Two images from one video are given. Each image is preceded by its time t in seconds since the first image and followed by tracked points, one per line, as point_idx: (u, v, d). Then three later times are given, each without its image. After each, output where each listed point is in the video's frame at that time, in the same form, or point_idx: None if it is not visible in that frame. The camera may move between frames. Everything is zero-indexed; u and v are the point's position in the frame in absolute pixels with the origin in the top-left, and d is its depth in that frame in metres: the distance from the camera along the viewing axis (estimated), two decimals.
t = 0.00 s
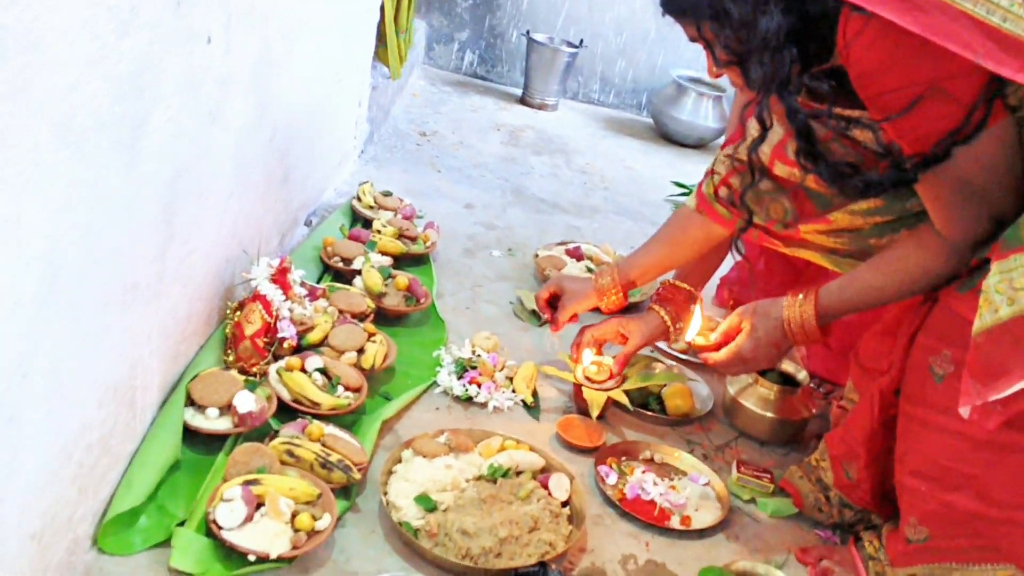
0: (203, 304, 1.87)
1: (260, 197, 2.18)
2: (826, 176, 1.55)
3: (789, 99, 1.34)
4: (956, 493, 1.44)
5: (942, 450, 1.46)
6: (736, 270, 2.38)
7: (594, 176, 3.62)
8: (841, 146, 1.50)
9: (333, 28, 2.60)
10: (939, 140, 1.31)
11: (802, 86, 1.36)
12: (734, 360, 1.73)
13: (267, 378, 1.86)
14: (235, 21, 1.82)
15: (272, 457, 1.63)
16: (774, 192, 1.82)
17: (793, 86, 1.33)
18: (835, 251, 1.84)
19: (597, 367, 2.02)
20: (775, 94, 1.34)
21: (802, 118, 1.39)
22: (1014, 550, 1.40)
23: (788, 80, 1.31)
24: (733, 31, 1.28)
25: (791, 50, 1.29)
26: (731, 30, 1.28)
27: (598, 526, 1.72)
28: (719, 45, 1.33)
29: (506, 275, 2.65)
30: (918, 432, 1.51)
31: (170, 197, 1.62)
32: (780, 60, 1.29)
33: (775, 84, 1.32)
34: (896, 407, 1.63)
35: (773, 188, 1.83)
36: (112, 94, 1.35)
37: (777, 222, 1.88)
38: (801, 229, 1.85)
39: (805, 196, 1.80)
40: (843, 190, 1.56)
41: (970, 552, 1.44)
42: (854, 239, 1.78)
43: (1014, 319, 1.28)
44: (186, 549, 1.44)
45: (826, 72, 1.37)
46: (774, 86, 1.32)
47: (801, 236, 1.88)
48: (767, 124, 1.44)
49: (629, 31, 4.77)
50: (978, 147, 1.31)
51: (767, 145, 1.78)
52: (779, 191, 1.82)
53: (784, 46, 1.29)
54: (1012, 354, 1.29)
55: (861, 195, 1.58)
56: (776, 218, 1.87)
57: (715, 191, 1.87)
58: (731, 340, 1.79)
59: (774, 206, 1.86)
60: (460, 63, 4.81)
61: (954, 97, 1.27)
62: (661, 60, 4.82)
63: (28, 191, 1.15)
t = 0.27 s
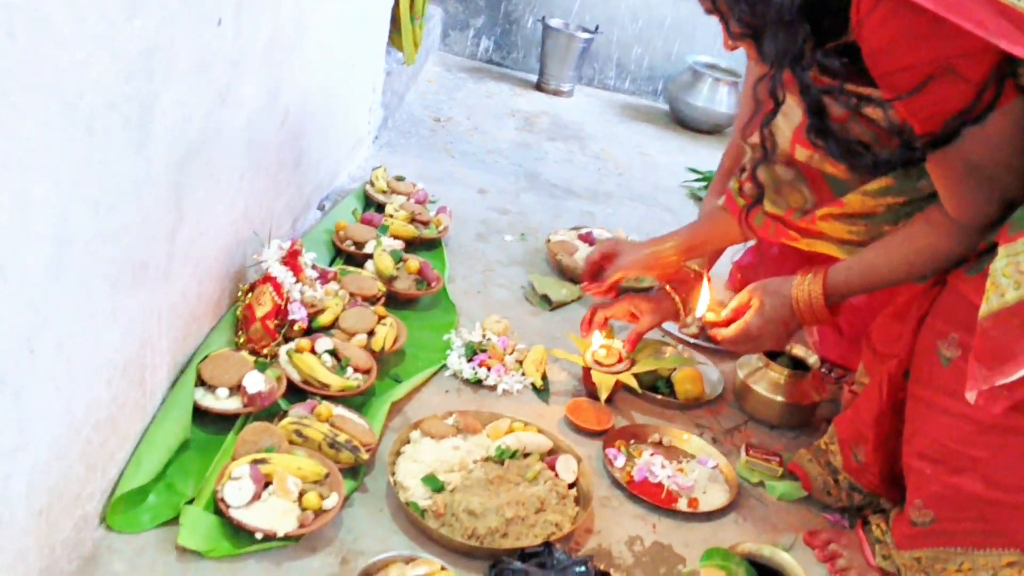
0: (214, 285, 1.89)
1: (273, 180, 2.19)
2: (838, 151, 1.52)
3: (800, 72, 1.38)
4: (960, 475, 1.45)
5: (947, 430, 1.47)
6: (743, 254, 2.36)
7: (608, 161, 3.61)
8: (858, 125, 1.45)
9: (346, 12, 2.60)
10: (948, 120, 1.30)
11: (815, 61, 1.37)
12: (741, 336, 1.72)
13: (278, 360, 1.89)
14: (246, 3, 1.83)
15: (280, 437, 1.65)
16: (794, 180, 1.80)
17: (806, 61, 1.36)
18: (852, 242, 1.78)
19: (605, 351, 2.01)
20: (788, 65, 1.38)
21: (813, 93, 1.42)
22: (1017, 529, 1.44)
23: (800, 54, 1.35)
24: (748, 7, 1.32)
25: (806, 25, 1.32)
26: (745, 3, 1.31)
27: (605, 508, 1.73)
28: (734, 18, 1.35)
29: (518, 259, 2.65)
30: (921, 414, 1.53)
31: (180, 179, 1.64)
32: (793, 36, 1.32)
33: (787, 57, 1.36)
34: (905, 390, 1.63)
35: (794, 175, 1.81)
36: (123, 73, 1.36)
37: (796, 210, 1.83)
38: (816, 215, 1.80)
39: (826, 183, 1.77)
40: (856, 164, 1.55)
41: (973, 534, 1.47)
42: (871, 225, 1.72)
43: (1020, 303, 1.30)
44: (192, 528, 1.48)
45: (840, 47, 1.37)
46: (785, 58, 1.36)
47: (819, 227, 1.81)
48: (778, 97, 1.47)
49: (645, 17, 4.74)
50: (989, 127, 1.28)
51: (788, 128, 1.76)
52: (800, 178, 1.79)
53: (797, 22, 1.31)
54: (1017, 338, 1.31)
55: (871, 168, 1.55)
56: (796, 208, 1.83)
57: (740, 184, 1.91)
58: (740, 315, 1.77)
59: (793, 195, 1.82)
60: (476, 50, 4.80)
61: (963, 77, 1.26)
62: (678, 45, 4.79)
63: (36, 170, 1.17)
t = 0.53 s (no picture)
0: (203, 280, 1.88)
1: (265, 173, 2.17)
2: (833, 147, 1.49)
3: (805, 63, 1.29)
4: (953, 477, 1.43)
5: (941, 434, 1.44)
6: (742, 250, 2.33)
7: (609, 154, 3.58)
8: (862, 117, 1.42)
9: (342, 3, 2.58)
10: (946, 117, 1.24)
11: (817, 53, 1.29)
12: (737, 327, 1.67)
13: (267, 356, 1.87)
14: None
15: (267, 434, 1.63)
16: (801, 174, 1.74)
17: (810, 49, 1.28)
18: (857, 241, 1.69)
19: (599, 347, 1.99)
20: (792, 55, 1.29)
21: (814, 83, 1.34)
22: (1006, 533, 1.42)
23: (803, 45, 1.27)
24: None
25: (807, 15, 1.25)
26: None
27: (594, 507, 1.71)
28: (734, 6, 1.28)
29: (514, 254, 2.63)
30: (918, 414, 1.50)
31: (165, 174, 1.62)
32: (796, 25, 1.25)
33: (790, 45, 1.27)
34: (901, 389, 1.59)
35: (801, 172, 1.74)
36: (103, 68, 1.34)
37: (802, 205, 1.76)
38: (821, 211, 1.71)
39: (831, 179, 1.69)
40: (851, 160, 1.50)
41: (965, 538, 1.45)
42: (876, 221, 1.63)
43: (1013, 305, 1.27)
44: (175, 527, 1.48)
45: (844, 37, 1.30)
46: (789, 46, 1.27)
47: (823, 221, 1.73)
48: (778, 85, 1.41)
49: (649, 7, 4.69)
50: (987, 125, 1.24)
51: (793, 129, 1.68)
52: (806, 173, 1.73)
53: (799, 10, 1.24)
54: (1012, 341, 1.28)
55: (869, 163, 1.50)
56: (802, 202, 1.76)
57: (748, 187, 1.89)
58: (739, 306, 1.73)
59: (800, 188, 1.75)
60: (478, 40, 4.77)
61: (963, 74, 1.20)
62: (682, 36, 4.74)
63: (12, 167, 1.15)
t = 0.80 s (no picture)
0: (178, 273, 1.87)
1: (243, 164, 2.15)
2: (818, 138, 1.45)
3: (788, 53, 1.27)
4: (930, 471, 1.42)
5: (918, 429, 1.42)
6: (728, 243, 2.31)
7: (597, 146, 3.56)
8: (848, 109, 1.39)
9: None
10: (927, 107, 1.20)
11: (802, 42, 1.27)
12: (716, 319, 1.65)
13: (243, 349, 1.85)
14: None
15: (239, 428, 1.62)
16: (785, 168, 1.70)
17: (794, 38, 1.25)
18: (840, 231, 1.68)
19: (581, 341, 1.95)
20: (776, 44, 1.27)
21: (797, 72, 1.32)
22: (983, 529, 1.41)
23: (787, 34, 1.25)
24: None
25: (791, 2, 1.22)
26: None
27: (571, 502, 1.70)
28: None
29: (498, 246, 2.62)
30: (898, 408, 1.48)
31: (136, 166, 1.61)
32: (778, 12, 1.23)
33: (775, 34, 1.26)
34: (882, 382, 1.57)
35: (786, 164, 1.72)
36: (67, 58, 1.32)
37: (784, 194, 1.73)
38: (803, 201, 1.69)
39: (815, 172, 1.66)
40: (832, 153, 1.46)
41: (940, 532, 1.44)
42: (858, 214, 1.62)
43: (992, 300, 1.28)
44: (146, 522, 1.47)
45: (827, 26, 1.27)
46: (774, 35, 1.26)
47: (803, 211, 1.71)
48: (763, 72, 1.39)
49: None
50: (969, 117, 1.19)
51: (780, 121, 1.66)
52: (791, 165, 1.70)
53: None
54: (991, 335, 1.28)
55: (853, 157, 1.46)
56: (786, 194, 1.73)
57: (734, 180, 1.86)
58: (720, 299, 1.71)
59: (782, 179, 1.73)
60: (468, 31, 4.74)
61: (946, 63, 1.15)
62: (673, 27, 4.71)
63: None
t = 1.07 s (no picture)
0: (141, 272, 1.84)
1: (210, 161, 2.12)
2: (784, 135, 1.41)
3: (755, 45, 1.28)
4: (890, 471, 1.42)
5: (881, 430, 1.42)
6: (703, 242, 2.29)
7: (576, 142, 3.55)
8: (817, 105, 1.34)
9: None
10: (891, 104, 1.19)
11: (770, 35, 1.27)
12: (682, 314, 1.64)
13: (207, 350, 1.83)
14: None
15: (200, 431, 1.61)
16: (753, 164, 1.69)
17: (761, 32, 1.26)
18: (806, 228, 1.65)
19: (554, 339, 1.94)
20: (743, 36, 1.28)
21: (763, 66, 1.31)
22: (941, 530, 1.41)
23: (756, 25, 1.25)
24: None
25: None
26: None
27: (539, 503, 1.69)
28: None
29: (473, 244, 2.60)
30: (858, 408, 1.47)
31: (94, 165, 1.58)
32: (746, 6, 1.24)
33: (743, 25, 1.26)
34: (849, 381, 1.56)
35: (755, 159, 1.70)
36: (17, 57, 1.29)
37: (750, 188, 1.72)
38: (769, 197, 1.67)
39: (781, 168, 1.65)
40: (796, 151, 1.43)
41: (903, 534, 1.44)
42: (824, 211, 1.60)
43: (949, 299, 1.27)
44: (103, 527, 1.44)
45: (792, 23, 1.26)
46: (742, 27, 1.27)
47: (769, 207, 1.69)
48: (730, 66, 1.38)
49: None
50: (931, 114, 1.18)
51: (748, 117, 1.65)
52: (758, 160, 1.68)
53: None
54: (947, 333, 1.28)
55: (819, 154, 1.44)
56: (752, 188, 1.71)
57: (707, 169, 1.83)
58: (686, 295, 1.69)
59: (749, 174, 1.71)
60: (449, 25, 4.72)
61: (911, 60, 1.14)
62: (654, 22, 4.70)
63: None
